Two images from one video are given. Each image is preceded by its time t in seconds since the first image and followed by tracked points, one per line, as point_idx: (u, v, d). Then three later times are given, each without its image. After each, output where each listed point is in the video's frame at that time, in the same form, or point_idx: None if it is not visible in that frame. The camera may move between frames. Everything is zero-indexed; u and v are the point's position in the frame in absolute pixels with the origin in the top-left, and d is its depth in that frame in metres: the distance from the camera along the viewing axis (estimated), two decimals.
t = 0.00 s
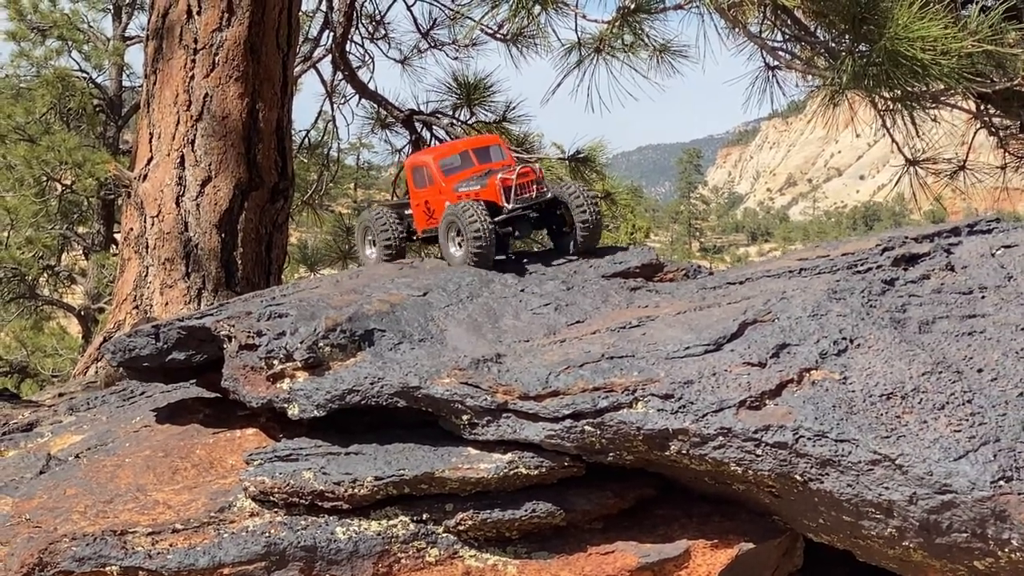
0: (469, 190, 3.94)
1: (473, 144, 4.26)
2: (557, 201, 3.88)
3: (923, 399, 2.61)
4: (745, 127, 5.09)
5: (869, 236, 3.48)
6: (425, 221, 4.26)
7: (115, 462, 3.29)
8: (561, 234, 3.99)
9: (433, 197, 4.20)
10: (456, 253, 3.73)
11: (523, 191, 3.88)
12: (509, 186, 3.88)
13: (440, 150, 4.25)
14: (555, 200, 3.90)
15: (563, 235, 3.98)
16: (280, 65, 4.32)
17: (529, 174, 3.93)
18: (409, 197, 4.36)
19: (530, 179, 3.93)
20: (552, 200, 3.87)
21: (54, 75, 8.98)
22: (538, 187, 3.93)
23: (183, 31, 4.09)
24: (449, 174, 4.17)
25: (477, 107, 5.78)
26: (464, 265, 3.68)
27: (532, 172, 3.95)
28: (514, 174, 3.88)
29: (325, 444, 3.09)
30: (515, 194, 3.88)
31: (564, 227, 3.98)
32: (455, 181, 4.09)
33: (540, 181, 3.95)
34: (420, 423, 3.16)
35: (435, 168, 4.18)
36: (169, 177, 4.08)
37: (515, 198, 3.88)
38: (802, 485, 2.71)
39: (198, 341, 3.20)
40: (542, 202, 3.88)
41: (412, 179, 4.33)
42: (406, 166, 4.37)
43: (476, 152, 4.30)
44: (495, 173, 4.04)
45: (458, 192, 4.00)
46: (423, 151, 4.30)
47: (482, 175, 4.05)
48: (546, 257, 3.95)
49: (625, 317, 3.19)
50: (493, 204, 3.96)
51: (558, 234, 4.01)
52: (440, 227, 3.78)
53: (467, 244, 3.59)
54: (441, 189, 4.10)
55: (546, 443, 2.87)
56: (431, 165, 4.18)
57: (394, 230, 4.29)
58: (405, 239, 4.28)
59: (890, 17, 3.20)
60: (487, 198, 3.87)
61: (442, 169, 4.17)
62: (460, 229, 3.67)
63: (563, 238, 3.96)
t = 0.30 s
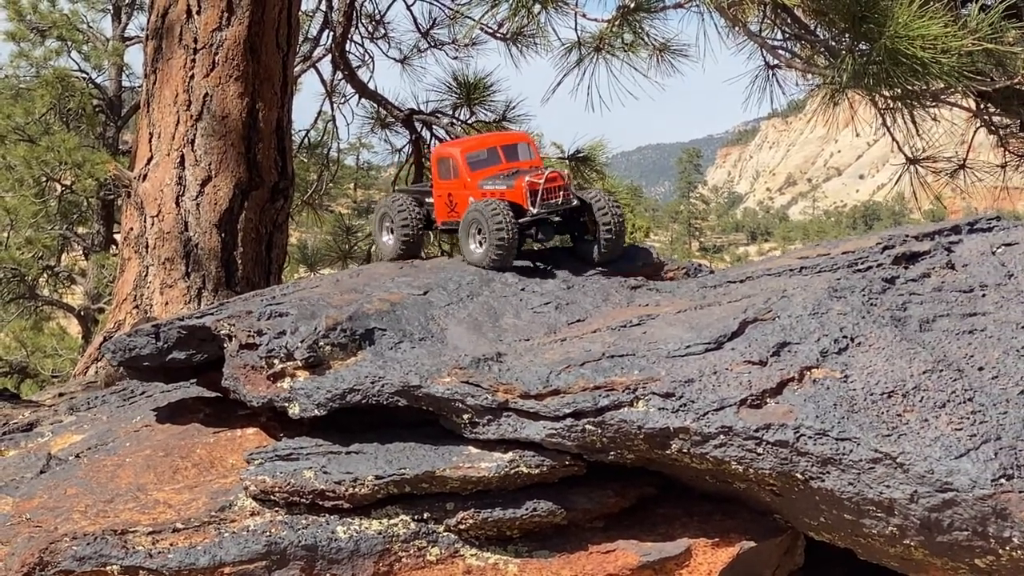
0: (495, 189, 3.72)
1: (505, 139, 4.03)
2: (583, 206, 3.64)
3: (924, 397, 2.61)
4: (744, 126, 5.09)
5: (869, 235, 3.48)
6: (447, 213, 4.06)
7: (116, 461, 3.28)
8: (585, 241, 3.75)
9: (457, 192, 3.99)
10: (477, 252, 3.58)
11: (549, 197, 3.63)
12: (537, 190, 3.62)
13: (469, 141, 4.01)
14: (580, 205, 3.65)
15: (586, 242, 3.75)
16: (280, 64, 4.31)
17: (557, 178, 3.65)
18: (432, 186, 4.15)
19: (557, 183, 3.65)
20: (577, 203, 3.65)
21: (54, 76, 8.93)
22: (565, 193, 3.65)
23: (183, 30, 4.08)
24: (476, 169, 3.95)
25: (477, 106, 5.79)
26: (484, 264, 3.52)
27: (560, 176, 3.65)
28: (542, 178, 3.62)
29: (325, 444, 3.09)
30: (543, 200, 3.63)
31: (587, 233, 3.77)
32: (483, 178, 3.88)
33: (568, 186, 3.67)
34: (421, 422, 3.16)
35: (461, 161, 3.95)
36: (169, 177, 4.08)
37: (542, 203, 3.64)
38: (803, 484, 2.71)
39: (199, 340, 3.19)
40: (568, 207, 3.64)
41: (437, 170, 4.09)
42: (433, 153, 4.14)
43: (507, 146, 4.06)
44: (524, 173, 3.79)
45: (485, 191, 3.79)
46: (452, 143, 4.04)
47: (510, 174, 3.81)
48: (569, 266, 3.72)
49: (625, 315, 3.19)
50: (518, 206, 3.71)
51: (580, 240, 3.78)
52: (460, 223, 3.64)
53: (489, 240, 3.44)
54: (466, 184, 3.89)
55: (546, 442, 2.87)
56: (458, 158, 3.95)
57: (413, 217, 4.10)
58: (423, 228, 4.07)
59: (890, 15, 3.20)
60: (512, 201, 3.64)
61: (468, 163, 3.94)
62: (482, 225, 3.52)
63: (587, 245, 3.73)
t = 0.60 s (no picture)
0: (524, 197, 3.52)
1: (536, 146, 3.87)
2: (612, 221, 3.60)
3: (917, 393, 2.63)
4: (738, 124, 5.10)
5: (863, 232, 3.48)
6: (468, 215, 3.88)
7: (109, 459, 3.27)
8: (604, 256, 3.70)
9: (482, 196, 3.80)
10: (505, 255, 3.42)
11: (580, 210, 3.45)
12: (568, 202, 3.41)
13: (501, 145, 3.84)
14: (610, 219, 3.62)
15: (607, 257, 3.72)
16: (274, 62, 4.20)
17: (590, 193, 3.49)
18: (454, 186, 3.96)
19: (589, 198, 3.48)
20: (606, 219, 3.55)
21: (48, 74, 8.73)
22: (596, 208, 3.50)
23: (175, 28, 3.99)
24: (504, 173, 3.78)
25: (470, 104, 5.79)
26: (513, 269, 3.37)
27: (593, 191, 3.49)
28: (575, 190, 3.42)
29: (318, 441, 3.08)
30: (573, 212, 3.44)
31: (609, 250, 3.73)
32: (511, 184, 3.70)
33: (599, 201, 3.53)
34: (414, 419, 3.15)
35: (489, 165, 3.77)
36: (162, 175, 4.01)
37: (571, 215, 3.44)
38: (796, 480, 2.71)
39: (192, 338, 3.18)
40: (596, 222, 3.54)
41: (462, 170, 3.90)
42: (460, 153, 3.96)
43: (537, 153, 3.91)
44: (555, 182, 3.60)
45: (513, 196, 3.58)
46: (482, 144, 3.85)
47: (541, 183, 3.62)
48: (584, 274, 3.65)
49: (618, 313, 3.18)
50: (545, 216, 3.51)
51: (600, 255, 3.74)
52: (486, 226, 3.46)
53: (523, 245, 3.29)
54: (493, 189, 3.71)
55: (539, 439, 2.88)
56: (487, 160, 3.78)
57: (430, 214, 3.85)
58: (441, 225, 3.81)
59: (883, 12, 3.20)
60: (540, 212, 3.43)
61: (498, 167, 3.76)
62: (513, 231, 3.35)
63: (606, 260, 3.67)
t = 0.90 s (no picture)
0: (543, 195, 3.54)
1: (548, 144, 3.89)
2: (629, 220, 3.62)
3: (901, 389, 2.64)
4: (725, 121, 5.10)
5: (849, 229, 3.48)
6: (481, 212, 3.89)
7: (94, 456, 3.26)
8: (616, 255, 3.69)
9: (497, 194, 3.81)
10: (530, 255, 3.40)
11: (600, 208, 3.49)
12: (589, 200, 3.45)
13: (514, 143, 3.85)
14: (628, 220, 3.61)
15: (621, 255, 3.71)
16: (259, 60, 4.20)
17: (609, 191, 3.53)
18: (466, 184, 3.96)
19: (608, 196, 3.52)
20: (624, 218, 3.57)
21: (34, 72, 8.32)
22: (615, 206, 3.54)
23: (161, 25, 3.99)
24: (519, 171, 3.80)
25: (455, 101, 5.72)
26: (541, 267, 3.35)
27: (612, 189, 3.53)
28: (595, 189, 3.46)
29: (304, 438, 3.08)
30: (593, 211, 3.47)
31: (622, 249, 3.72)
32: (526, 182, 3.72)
33: (617, 201, 3.57)
34: (399, 416, 3.15)
35: (505, 162, 3.78)
36: (147, 172, 4.00)
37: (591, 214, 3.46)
38: (781, 477, 2.71)
39: (177, 335, 3.18)
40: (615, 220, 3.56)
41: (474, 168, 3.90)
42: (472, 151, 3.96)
43: (549, 151, 3.94)
44: (571, 180, 3.63)
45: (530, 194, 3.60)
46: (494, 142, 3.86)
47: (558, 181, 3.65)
48: (599, 272, 3.61)
49: (603, 309, 3.18)
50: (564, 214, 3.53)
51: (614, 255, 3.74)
52: (507, 226, 3.42)
53: (553, 245, 3.28)
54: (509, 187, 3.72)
55: (525, 435, 2.87)
56: (501, 158, 3.79)
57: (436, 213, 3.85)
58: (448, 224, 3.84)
59: (868, 9, 3.20)
60: (561, 210, 3.44)
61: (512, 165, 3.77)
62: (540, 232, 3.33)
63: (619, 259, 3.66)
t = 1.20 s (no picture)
0: (547, 197, 3.40)
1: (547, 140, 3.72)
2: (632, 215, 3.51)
3: (879, 385, 2.64)
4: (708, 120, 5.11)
5: (828, 226, 3.54)
6: (480, 212, 3.69)
7: (72, 453, 3.26)
8: (621, 251, 3.61)
9: (497, 194, 3.62)
10: (541, 259, 3.33)
11: (606, 210, 3.37)
12: (596, 201, 3.32)
13: (513, 140, 3.67)
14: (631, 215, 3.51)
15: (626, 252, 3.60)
16: (239, 57, 4.20)
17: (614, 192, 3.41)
18: (463, 181, 3.76)
19: (614, 196, 3.41)
20: (631, 217, 3.47)
21: (15, 69, 7.99)
22: (620, 207, 3.43)
23: (141, 22, 3.98)
24: (519, 170, 3.61)
25: (437, 99, 5.57)
26: (554, 271, 3.29)
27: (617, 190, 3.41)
28: (601, 190, 3.33)
29: (282, 435, 3.08)
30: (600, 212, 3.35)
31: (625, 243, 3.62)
32: (528, 181, 3.55)
33: (622, 200, 3.46)
34: (377, 413, 3.14)
35: (505, 162, 3.59)
36: (127, 169, 4.00)
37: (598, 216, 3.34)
38: (759, 473, 2.71)
39: (155, 332, 3.18)
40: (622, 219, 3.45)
41: (472, 166, 3.68)
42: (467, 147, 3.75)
43: (547, 146, 3.76)
44: (575, 180, 3.48)
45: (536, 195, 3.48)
46: (494, 141, 3.67)
47: (562, 180, 3.50)
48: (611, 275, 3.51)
49: (582, 306, 3.18)
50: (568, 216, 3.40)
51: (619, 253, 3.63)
52: (512, 234, 3.34)
53: (563, 251, 3.22)
54: (510, 188, 3.55)
55: (503, 432, 2.87)
56: (501, 156, 3.60)
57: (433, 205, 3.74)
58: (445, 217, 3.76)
59: (848, 6, 3.19)
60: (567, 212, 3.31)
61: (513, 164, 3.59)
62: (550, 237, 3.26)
63: (627, 256, 3.58)
